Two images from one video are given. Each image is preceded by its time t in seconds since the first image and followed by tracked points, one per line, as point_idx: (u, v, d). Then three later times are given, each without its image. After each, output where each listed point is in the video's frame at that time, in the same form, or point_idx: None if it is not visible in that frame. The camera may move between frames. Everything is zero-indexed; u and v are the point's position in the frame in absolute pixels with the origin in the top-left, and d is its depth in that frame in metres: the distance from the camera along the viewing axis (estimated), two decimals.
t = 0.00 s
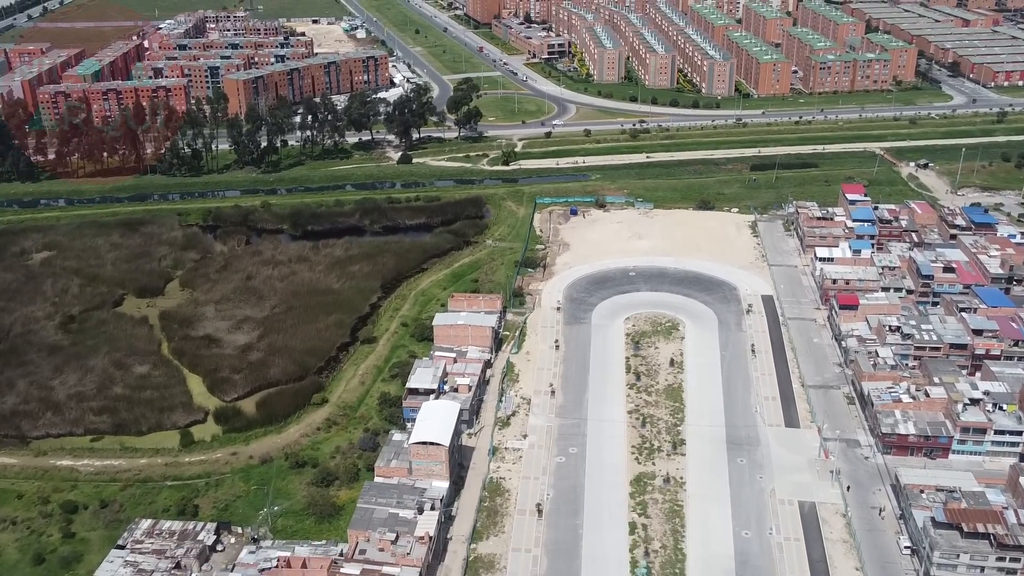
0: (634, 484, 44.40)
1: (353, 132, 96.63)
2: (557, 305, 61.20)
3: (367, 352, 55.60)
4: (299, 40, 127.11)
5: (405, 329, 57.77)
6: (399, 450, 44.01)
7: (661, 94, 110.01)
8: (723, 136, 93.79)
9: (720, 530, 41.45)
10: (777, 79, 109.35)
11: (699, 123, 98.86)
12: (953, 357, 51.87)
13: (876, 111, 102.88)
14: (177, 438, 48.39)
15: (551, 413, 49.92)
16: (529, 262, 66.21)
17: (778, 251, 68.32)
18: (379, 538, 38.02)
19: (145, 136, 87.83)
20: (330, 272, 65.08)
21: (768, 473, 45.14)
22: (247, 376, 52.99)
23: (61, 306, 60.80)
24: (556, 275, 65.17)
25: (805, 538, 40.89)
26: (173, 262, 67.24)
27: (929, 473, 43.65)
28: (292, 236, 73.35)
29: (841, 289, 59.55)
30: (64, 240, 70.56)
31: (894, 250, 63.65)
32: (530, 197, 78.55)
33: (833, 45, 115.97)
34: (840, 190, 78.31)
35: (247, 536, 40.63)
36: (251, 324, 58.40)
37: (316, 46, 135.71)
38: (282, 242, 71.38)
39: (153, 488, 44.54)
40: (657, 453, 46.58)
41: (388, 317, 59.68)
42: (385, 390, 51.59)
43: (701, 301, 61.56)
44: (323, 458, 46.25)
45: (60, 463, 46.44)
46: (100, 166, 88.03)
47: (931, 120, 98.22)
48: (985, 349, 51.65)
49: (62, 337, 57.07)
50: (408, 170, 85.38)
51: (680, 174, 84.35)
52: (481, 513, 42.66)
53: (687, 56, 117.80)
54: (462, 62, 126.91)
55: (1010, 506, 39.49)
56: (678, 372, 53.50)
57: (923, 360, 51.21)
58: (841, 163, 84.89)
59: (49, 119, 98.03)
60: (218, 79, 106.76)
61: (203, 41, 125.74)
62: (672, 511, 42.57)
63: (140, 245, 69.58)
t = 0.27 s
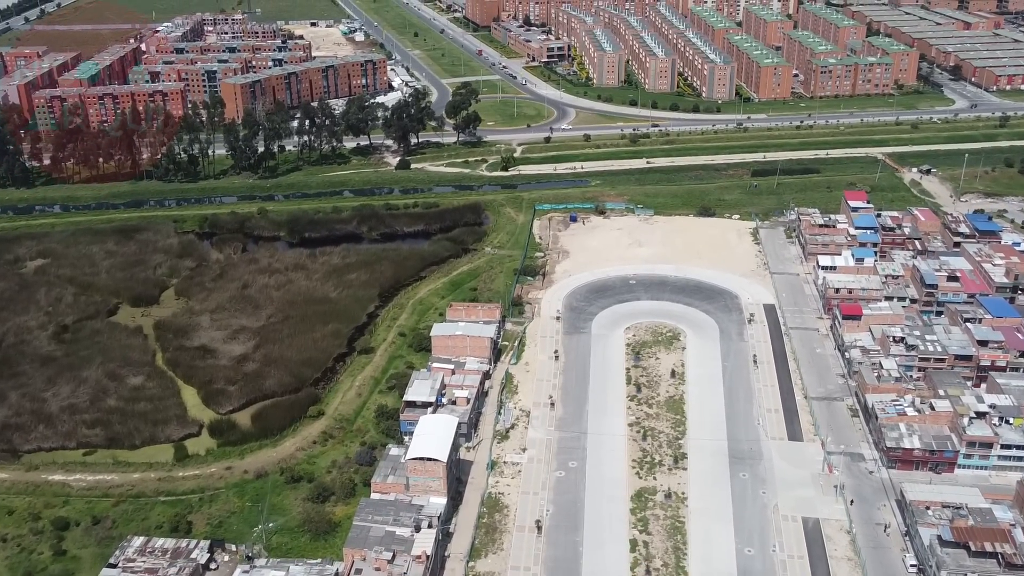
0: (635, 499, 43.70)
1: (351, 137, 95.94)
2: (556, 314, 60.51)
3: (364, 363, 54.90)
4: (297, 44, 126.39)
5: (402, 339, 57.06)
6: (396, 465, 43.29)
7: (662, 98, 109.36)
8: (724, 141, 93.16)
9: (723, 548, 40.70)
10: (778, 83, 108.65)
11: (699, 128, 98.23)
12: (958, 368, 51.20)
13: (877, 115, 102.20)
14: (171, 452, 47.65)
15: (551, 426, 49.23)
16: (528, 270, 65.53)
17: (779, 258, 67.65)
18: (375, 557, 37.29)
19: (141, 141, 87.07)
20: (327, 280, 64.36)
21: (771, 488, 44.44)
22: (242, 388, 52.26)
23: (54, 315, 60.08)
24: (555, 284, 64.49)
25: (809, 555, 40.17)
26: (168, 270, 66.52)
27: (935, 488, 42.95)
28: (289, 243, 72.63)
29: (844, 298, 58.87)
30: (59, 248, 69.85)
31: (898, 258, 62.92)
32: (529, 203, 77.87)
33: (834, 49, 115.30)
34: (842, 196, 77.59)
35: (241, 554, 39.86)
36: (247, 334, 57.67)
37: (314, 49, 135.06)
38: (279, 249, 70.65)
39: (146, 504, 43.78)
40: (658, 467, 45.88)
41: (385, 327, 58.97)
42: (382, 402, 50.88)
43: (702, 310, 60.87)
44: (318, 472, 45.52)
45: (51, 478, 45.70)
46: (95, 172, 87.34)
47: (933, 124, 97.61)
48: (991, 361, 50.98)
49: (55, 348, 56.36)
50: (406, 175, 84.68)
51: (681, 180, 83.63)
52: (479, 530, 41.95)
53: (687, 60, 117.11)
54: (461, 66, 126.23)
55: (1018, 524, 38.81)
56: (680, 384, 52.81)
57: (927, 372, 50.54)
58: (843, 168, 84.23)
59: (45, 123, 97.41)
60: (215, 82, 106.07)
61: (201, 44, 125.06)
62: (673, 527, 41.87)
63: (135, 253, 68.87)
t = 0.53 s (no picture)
0: (636, 513, 42.99)
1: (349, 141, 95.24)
2: (556, 322, 59.80)
3: (361, 372, 54.16)
4: (295, 47, 125.71)
5: (400, 348, 56.33)
6: (393, 479, 42.57)
7: (662, 101, 108.67)
8: (725, 145, 92.48)
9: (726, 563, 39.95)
10: (779, 86, 107.92)
11: (700, 132, 97.55)
12: (963, 378, 50.47)
13: (879, 119, 101.55)
14: (165, 464, 46.93)
15: (550, 437, 48.53)
16: (527, 277, 64.84)
17: (781, 265, 66.95)
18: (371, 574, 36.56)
19: (137, 146, 86.33)
20: (324, 287, 63.64)
21: (774, 501, 43.73)
22: (238, 398, 51.52)
23: (48, 324, 59.37)
24: (554, 291, 63.79)
25: (813, 571, 39.43)
26: (164, 277, 65.81)
27: (941, 502, 42.20)
28: (286, 249, 71.90)
29: (847, 306, 58.14)
30: (53, 254, 69.15)
31: (901, 265, 62.25)
32: (528, 209, 77.18)
33: (835, 51, 114.67)
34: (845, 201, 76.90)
35: (235, 570, 39.10)
36: (243, 342, 56.96)
37: (312, 52, 134.41)
38: (276, 256, 69.92)
39: (139, 518, 43.06)
40: (659, 480, 45.17)
41: (383, 335, 58.23)
42: (379, 413, 50.16)
43: (703, 318, 60.16)
44: (314, 485, 44.79)
45: (43, 491, 44.99)
46: (91, 177, 86.65)
47: (935, 128, 96.94)
48: (996, 370, 50.25)
49: (48, 357, 55.66)
50: (405, 180, 83.97)
51: (682, 185, 82.94)
52: (477, 545, 41.24)
53: (687, 63, 116.45)
54: (460, 68, 125.52)
55: None
56: (681, 394, 52.10)
57: (932, 382, 49.83)
58: (845, 173, 83.53)
59: (41, 126, 96.69)
60: (213, 86, 105.36)
61: (199, 47, 124.39)
62: (675, 542, 41.14)
63: (130, 260, 68.16)
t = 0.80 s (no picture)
0: (637, 528, 42.27)
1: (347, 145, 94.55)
2: (555, 330, 59.10)
3: (358, 382, 53.46)
4: (293, 49, 125.01)
5: (397, 357, 55.64)
6: (391, 493, 41.88)
7: (662, 105, 108.00)
8: (725, 149, 91.83)
9: None
10: (780, 90, 107.27)
11: (700, 136, 96.92)
12: (968, 388, 49.81)
13: (881, 122, 100.91)
14: (159, 477, 46.21)
15: (550, 449, 47.85)
16: (527, 284, 64.19)
17: (783, 271, 66.28)
18: None
19: (133, 150, 85.51)
20: (321, 295, 62.95)
21: (778, 515, 43.03)
22: (233, 408, 50.82)
23: (42, 332, 58.66)
24: (554, 298, 63.11)
25: None
26: (159, 284, 65.11)
27: (947, 516, 41.51)
28: (283, 255, 71.19)
29: (851, 314, 57.48)
30: (48, 261, 68.44)
31: (905, 273, 61.58)
32: (528, 215, 76.53)
33: (836, 54, 114.03)
34: (847, 207, 76.24)
35: None
36: (239, 351, 56.28)
37: (310, 54, 133.75)
38: (272, 262, 69.24)
39: (131, 533, 42.33)
40: (660, 493, 44.47)
41: (380, 344, 57.53)
42: (376, 424, 49.47)
43: (705, 326, 59.49)
44: (310, 499, 44.08)
45: (35, 505, 44.26)
46: (87, 182, 85.93)
47: (937, 132, 96.33)
48: (1002, 381, 49.59)
49: (42, 366, 54.94)
50: (403, 185, 83.30)
51: (682, 189, 82.26)
52: (475, 561, 40.52)
53: (687, 65, 115.80)
54: (459, 71, 124.84)
55: None
56: (682, 404, 51.40)
57: (937, 393, 49.18)
58: (847, 178, 82.90)
59: (37, 130, 95.94)
60: (210, 89, 104.64)
61: (196, 49, 123.69)
62: (677, 558, 40.42)
63: (125, 266, 67.46)
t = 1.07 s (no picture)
0: (638, 543, 41.54)
1: (345, 149, 93.82)
2: (555, 338, 58.42)
3: (355, 392, 52.72)
4: (291, 51, 124.29)
5: (395, 367, 54.91)
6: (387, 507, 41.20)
7: (662, 108, 107.30)
8: (726, 153, 91.16)
9: None
10: (781, 93, 106.60)
11: (700, 139, 96.23)
12: (974, 399, 49.09)
13: (883, 126, 100.26)
14: (152, 489, 45.48)
15: (549, 461, 47.14)
16: (526, 291, 63.49)
17: (785, 278, 65.57)
18: None
19: (129, 154, 84.64)
20: (318, 302, 62.22)
21: (781, 530, 42.31)
22: (228, 419, 50.09)
23: (35, 340, 57.95)
24: (553, 305, 62.42)
25: None
26: (154, 291, 64.39)
27: (954, 531, 40.83)
28: (280, 261, 70.45)
29: (854, 322, 56.76)
30: (42, 267, 67.74)
31: (908, 280, 60.92)
32: (527, 220, 75.83)
33: (837, 57, 113.40)
34: (849, 212, 75.57)
35: None
36: (234, 360, 55.55)
37: (309, 57, 133.12)
38: (269, 268, 68.50)
39: (124, 548, 41.58)
40: (661, 507, 43.75)
41: (377, 352, 56.79)
42: (373, 435, 48.74)
43: (706, 334, 58.78)
44: (306, 513, 43.34)
45: (25, 519, 43.52)
46: (82, 186, 85.20)
47: (940, 136, 95.67)
48: (1008, 392, 48.87)
49: (34, 375, 54.22)
50: (401, 190, 82.58)
51: (683, 194, 81.56)
52: None
53: (688, 68, 115.14)
54: (458, 74, 124.11)
55: None
56: (683, 414, 50.70)
57: (942, 404, 48.49)
58: (849, 183, 82.21)
59: (32, 134, 95.24)
60: (207, 92, 103.92)
61: (193, 52, 122.97)
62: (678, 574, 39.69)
63: (120, 273, 66.74)
